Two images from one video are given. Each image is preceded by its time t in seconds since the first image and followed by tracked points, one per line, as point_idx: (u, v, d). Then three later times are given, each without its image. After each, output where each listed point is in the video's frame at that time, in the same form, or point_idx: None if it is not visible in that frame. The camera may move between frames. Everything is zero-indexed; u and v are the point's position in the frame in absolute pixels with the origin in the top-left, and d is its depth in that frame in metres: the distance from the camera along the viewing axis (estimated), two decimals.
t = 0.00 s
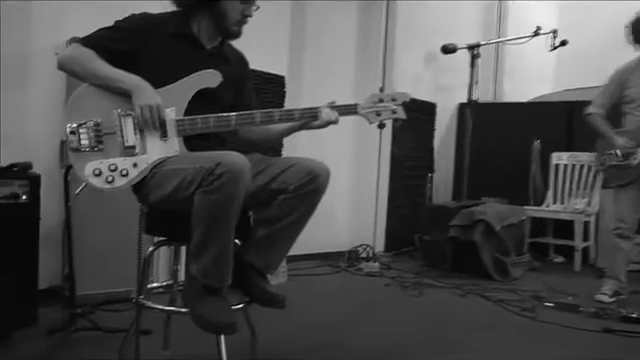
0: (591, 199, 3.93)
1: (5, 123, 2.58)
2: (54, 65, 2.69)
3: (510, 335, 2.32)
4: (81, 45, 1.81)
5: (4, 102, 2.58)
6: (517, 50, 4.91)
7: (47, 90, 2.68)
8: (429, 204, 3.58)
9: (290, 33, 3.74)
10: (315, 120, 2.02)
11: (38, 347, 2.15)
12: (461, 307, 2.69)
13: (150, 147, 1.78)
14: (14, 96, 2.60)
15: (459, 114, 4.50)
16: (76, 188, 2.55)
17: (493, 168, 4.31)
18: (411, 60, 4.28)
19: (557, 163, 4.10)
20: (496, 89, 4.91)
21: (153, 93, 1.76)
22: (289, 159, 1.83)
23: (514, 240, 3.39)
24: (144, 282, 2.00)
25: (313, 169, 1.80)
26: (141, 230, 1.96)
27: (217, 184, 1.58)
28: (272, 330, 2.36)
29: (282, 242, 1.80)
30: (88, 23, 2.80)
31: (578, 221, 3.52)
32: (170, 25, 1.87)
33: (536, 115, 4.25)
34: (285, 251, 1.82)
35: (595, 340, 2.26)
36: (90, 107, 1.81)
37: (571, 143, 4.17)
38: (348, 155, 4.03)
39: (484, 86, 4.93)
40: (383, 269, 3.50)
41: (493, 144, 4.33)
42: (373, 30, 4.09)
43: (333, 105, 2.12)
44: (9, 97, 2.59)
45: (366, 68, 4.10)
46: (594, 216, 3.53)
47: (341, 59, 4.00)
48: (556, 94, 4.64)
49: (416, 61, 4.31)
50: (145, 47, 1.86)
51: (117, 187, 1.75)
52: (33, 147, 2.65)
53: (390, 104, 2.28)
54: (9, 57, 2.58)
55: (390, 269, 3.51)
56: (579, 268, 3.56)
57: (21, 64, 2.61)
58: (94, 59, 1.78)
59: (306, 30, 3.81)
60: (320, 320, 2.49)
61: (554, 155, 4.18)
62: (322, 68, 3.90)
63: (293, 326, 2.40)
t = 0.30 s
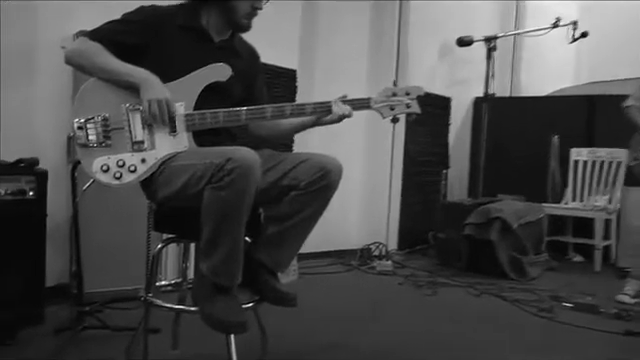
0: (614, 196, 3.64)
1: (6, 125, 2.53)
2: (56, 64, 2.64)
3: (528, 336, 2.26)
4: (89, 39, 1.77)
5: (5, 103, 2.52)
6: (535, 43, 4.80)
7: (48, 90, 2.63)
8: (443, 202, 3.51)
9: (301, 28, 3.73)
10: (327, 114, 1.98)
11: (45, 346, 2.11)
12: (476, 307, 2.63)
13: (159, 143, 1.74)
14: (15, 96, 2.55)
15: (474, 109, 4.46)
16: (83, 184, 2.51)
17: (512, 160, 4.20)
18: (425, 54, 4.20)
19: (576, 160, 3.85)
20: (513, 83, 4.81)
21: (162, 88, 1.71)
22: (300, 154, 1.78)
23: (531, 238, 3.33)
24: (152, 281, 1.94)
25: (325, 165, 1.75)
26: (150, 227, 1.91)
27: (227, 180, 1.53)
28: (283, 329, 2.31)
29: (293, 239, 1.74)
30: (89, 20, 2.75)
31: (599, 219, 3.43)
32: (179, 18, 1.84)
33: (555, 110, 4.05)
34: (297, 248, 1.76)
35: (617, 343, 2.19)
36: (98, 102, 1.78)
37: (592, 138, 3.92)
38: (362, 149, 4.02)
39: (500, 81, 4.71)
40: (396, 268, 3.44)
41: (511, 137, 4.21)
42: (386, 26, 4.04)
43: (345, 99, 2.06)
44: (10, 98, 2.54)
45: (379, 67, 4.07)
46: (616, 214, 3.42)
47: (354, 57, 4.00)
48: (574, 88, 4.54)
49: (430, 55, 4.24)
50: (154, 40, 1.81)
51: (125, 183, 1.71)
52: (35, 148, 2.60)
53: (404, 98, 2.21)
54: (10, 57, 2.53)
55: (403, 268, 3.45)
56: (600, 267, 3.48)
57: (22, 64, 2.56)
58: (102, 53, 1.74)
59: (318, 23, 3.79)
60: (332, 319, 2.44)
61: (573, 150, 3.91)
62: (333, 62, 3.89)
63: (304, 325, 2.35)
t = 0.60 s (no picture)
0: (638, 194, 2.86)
1: (5, 122, 2.49)
2: (58, 62, 2.60)
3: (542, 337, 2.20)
4: (93, 34, 1.77)
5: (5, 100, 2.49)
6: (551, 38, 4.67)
7: (50, 88, 2.58)
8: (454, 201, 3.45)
9: (311, 28, 3.80)
10: (337, 112, 1.94)
11: (50, 346, 2.08)
12: (490, 308, 2.56)
13: (165, 140, 1.71)
14: (16, 94, 2.51)
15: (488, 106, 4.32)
16: (89, 182, 2.45)
17: (526, 155, 3.19)
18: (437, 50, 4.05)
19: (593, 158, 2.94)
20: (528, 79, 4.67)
21: (168, 84, 1.70)
22: (310, 151, 1.72)
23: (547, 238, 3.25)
24: (158, 281, 1.89)
25: (334, 162, 1.70)
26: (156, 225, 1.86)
27: (234, 177, 1.49)
28: (292, 331, 2.25)
29: (303, 238, 1.70)
30: (91, 17, 2.71)
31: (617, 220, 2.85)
32: (185, 12, 1.82)
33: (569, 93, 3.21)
34: (307, 246, 1.70)
35: (636, 346, 2.12)
36: (104, 98, 1.75)
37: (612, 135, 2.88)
38: (370, 151, 4.00)
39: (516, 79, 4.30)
40: (407, 268, 3.39)
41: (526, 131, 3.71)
42: (397, 22, 4.07)
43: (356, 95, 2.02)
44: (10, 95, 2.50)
45: (389, 66, 4.13)
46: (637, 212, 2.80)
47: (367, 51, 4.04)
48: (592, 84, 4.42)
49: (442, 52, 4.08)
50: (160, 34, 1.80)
51: (131, 180, 1.69)
52: (36, 146, 2.56)
53: (416, 94, 2.15)
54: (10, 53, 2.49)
55: (414, 268, 3.39)
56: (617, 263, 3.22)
57: (22, 61, 2.52)
58: (106, 47, 1.73)
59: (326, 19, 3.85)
60: (341, 321, 2.37)
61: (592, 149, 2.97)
62: (343, 60, 3.95)
63: (314, 327, 2.29)
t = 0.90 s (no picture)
0: None
1: (6, 121, 2.46)
2: (60, 60, 2.56)
3: (558, 341, 2.13)
4: (98, 29, 1.71)
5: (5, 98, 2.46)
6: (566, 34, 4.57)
7: (52, 87, 2.55)
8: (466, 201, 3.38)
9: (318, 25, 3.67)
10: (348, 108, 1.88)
11: (53, 347, 2.04)
12: (503, 311, 2.50)
13: (171, 138, 1.66)
14: (17, 92, 2.48)
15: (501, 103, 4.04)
16: (93, 181, 2.43)
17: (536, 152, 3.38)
18: (448, 45, 3.97)
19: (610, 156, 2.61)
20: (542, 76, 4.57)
21: (173, 81, 1.65)
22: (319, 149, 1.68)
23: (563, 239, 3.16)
24: (164, 281, 1.84)
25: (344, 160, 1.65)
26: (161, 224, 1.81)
27: (242, 176, 1.44)
28: (300, 333, 2.19)
29: (312, 238, 1.64)
30: (92, 14, 2.66)
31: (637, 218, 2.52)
32: (191, 9, 1.78)
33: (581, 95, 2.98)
34: (316, 246, 1.64)
35: None
36: (107, 95, 1.70)
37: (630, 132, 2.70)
38: (380, 150, 3.92)
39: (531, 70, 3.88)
40: (418, 269, 3.32)
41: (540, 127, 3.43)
42: (407, 21, 3.93)
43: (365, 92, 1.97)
44: (10, 94, 2.47)
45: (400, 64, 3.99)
46: None
47: (376, 48, 3.90)
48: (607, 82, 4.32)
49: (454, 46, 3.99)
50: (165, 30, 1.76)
51: (136, 180, 1.65)
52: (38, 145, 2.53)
53: (427, 90, 2.09)
54: (9, 51, 2.45)
55: (425, 270, 3.33)
56: None
57: (21, 61, 2.48)
58: (112, 44, 1.68)
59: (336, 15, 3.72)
60: (351, 323, 2.31)
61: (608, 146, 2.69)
62: (351, 55, 3.80)
63: (322, 329, 2.23)
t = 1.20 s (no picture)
0: None
1: (5, 118, 2.44)
2: (61, 58, 2.53)
3: (573, 345, 2.07)
4: (100, 26, 1.66)
5: (3, 94, 2.44)
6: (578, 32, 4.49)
7: (52, 84, 2.51)
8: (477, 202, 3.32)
9: (325, 23, 3.60)
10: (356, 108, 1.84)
11: (55, 350, 1.99)
12: (515, 315, 2.43)
13: (175, 137, 1.62)
14: (16, 90, 2.46)
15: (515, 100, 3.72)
16: (94, 180, 2.39)
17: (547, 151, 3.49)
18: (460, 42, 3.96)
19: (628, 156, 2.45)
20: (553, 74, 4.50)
21: (177, 77, 1.61)
22: (327, 148, 1.63)
23: (577, 240, 3.10)
24: (167, 282, 1.77)
25: (351, 159, 1.60)
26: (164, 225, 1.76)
27: (247, 176, 1.39)
28: (306, 336, 2.14)
29: (319, 238, 1.57)
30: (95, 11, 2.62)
31: None
32: (195, 4, 1.73)
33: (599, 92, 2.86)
34: (323, 246, 1.58)
35: None
36: (109, 93, 1.65)
37: None
38: (389, 150, 3.85)
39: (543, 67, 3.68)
40: (427, 271, 3.26)
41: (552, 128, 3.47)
42: (416, 21, 3.87)
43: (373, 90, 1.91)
44: (9, 90, 2.45)
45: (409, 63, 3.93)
46: None
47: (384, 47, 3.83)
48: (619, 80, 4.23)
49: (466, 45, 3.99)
50: (168, 27, 1.71)
51: (139, 179, 1.60)
52: (37, 143, 2.50)
53: (437, 88, 2.03)
54: (9, 47, 2.44)
55: (434, 272, 3.27)
56: None
57: (22, 61, 2.46)
58: (115, 41, 1.63)
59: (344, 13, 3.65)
60: (358, 326, 2.26)
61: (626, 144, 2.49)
62: (359, 54, 3.73)
63: (329, 331, 2.18)
